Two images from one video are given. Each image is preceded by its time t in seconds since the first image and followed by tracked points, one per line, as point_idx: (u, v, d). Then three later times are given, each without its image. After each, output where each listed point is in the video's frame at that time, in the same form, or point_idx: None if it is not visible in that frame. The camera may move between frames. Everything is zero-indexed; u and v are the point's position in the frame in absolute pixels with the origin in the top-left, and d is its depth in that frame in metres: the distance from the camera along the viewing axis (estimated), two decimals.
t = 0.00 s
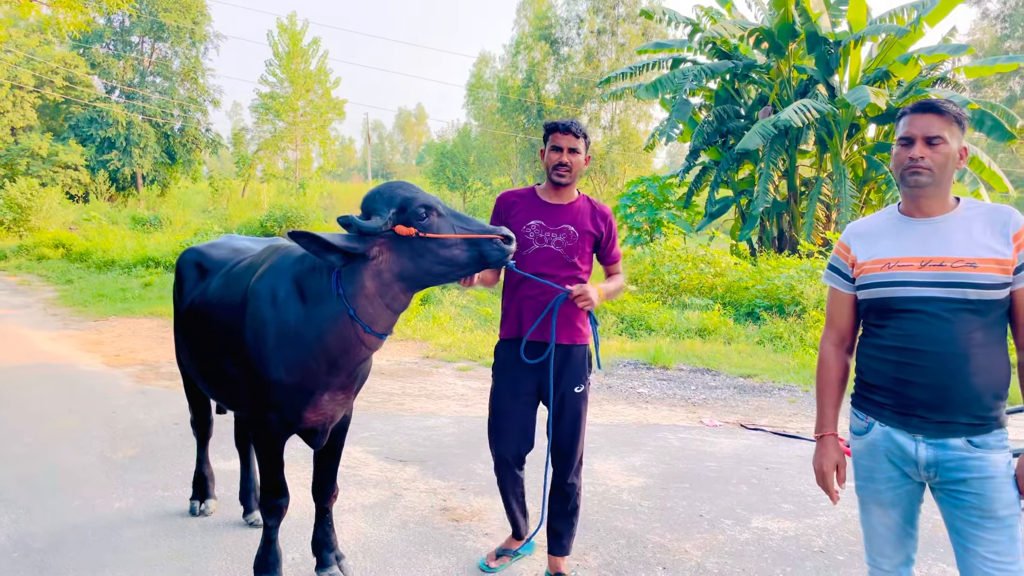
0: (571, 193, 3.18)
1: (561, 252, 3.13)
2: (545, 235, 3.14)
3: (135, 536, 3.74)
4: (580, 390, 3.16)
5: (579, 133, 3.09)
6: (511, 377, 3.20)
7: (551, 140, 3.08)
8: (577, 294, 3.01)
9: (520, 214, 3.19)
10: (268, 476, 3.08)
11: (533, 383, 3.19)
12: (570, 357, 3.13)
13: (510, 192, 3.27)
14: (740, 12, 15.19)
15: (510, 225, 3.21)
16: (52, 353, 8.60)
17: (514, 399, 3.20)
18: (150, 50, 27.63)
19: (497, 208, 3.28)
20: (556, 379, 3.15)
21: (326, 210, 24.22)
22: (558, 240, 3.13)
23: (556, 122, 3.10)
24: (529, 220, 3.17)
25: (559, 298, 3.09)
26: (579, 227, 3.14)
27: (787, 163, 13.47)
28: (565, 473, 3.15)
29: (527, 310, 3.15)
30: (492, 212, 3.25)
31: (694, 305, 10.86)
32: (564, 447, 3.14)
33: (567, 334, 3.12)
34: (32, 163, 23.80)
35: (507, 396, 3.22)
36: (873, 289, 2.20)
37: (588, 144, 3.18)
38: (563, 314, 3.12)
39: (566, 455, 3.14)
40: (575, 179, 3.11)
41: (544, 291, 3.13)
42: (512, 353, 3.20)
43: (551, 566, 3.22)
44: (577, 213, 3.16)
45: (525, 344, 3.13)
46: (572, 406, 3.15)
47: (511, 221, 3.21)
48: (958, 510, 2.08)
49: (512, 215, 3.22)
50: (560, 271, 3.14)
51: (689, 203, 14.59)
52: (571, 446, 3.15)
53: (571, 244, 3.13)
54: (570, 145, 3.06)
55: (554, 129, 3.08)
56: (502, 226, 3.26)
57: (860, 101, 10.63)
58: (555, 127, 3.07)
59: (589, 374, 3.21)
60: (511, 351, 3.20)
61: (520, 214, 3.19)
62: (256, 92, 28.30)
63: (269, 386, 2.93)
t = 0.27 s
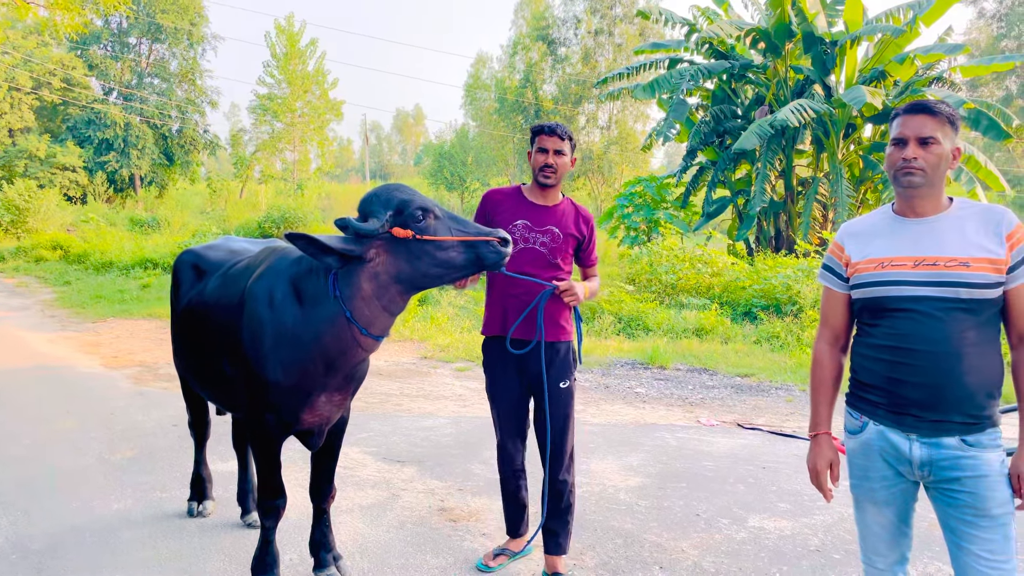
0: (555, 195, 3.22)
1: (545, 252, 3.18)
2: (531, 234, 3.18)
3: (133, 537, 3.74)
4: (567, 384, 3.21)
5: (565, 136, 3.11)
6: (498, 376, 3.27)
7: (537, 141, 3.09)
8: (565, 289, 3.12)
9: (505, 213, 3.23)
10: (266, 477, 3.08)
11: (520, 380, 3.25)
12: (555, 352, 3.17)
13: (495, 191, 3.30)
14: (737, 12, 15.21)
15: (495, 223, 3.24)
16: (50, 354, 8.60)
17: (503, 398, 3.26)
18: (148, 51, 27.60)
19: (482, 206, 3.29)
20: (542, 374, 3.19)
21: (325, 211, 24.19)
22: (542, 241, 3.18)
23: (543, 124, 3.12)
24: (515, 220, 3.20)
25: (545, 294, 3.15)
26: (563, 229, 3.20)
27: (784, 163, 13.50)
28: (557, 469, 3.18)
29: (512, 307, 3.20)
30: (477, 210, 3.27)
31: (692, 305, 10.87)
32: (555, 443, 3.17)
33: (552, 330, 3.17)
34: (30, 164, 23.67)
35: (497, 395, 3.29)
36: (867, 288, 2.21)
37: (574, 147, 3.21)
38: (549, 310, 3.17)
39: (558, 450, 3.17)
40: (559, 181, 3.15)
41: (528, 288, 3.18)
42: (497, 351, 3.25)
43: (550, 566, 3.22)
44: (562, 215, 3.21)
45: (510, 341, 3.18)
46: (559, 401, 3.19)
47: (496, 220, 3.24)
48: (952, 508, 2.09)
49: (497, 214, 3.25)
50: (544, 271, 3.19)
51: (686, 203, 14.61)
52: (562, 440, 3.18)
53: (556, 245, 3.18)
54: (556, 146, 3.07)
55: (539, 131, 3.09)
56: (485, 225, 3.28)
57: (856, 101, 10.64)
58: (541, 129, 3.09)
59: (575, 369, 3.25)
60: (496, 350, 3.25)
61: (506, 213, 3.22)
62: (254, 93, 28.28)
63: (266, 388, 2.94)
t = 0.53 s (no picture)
0: (548, 197, 3.24)
1: (540, 255, 3.21)
2: (525, 238, 3.20)
3: (135, 538, 3.76)
4: (560, 383, 3.22)
5: (557, 139, 3.13)
6: (492, 376, 3.30)
7: (530, 144, 3.11)
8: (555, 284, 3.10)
9: (499, 217, 3.24)
10: (266, 478, 3.09)
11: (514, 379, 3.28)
12: (549, 351, 3.19)
13: (488, 194, 3.31)
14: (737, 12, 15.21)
15: (489, 227, 3.26)
16: (53, 356, 8.62)
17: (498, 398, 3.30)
18: (150, 53, 27.68)
19: (476, 210, 3.31)
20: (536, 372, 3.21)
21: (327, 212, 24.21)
22: (536, 244, 3.20)
23: (536, 127, 3.14)
24: (509, 224, 3.22)
25: (537, 290, 3.16)
26: (556, 231, 3.22)
27: (785, 163, 13.49)
28: (554, 466, 3.16)
29: (505, 304, 3.22)
30: (471, 214, 3.28)
31: (693, 305, 10.86)
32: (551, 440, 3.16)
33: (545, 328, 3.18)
34: (33, 167, 23.76)
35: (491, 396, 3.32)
36: (867, 288, 2.21)
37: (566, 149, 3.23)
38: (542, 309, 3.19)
39: (552, 448, 3.15)
40: (552, 183, 3.17)
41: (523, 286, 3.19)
42: (491, 350, 3.28)
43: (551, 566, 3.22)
44: (555, 217, 3.23)
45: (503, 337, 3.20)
46: (553, 397, 3.20)
47: (490, 224, 3.25)
48: (951, 507, 2.09)
49: (492, 218, 3.27)
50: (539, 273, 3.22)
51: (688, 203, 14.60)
52: (557, 438, 3.16)
53: (550, 247, 3.21)
54: (548, 149, 3.10)
55: (532, 134, 3.11)
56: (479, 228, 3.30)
57: (858, 101, 10.63)
58: (534, 132, 3.11)
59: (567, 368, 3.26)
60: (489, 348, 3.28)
61: (500, 217, 3.24)
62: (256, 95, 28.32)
63: (267, 389, 2.94)
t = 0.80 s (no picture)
0: (547, 198, 3.25)
1: (542, 255, 3.21)
2: (526, 239, 3.21)
3: (141, 539, 3.78)
4: (562, 383, 3.24)
5: (555, 140, 3.14)
6: (494, 375, 3.31)
7: (528, 146, 3.13)
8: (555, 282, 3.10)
9: (500, 219, 3.25)
10: (271, 478, 3.11)
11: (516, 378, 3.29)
12: (550, 352, 3.21)
13: (489, 198, 3.33)
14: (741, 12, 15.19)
15: (490, 230, 3.27)
16: (60, 358, 8.67)
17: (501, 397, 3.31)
18: (155, 56, 27.81)
19: (477, 213, 3.32)
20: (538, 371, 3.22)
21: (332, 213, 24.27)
22: (538, 245, 3.21)
23: (534, 129, 3.16)
24: (510, 226, 3.23)
25: (535, 289, 3.17)
26: (557, 230, 3.23)
27: (790, 162, 13.46)
28: (556, 465, 3.17)
29: (506, 301, 3.24)
30: (472, 217, 3.29)
31: (698, 304, 10.85)
32: (553, 439, 3.16)
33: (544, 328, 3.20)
34: (39, 169, 23.90)
35: (493, 395, 3.34)
36: (870, 288, 2.21)
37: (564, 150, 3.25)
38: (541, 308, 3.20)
39: (555, 447, 3.16)
40: (551, 183, 3.18)
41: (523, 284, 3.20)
42: (492, 348, 3.29)
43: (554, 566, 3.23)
44: (555, 216, 3.24)
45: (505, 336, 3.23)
46: (555, 396, 3.21)
47: (491, 227, 3.27)
48: (955, 506, 2.09)
49: (493, 221, 3.28)
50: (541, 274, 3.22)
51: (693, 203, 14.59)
52: (559, 437, 3.17)
53: (551, 247, 3.22)
54: (546, 151, 3.12)
55: (530, 136, 3.13)
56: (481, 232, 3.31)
57: (862, 100, 10.61)
58: (532, 134, 3.13)
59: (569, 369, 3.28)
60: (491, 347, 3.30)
61: (501, 219, 3.25)
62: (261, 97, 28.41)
63: (271, 390, 2.96)
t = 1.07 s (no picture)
0: (552, 197, 3.26)
1: (545, 255, 3.21)
2: (529, 239, 3.21)
3: (148, 539, 3.80)
4: (572, 383, 3.20)
5: (561, 140, 3.18)
6: (503, 377, 3.32)
7: (534, 144, 3.15)
8: (553, 286, 3.07)
9: (504, 220, 3.27)
10: (278, 478, 3.12)
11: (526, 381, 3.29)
12: (556, 353, 3.19)
13: (495, 199, 3.37)
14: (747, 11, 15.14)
15: (495, 231, 3.29)
16: (68, 359, 8.73)
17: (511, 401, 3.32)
18: (162, 59, 27.97)
19: (483, 215, 3.35)
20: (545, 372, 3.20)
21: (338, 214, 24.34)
22: (541, 244, 3.21)
23: (540, 128, 3.19)
24: (514, 226, 3.25)
25: (535, 294, 3.18)
26: (561, 229, 3.22)
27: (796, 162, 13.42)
28: (568, 466, 3.11)
29: (507, 308, 3.27)
30: (477, 219, 3.33)
31: (704, 305, 10.83)
32: (563, 440, 3.11)
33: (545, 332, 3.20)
34: (47, 172, 24.11)
35: (503, 400, 3.35)
36: (876, 287, 2.21)
37: (569, 151, 3.27)
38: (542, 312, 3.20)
39: (566, 447, 3.10)
40: (555, 182, 3.18)
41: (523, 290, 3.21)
42: (498, 352, 3.30)
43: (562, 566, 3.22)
44: (559, 215, 3.23)
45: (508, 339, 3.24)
46: (564, 396, 3.17)
47: (496, 227, 3.28)
48: (962, 506, 2.08)
49: (497, 222, 3.30)
50: (545, 274, 3.21)
51: (698, 203, 14.55)
52: (570, 437, 3.11)
53: (555, 247, 3.20)
54: (551, 148, 3.14)
55: (538, 133, 3.17)
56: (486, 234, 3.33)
57: (868, 99, 10.58)
58: (539, 132, 3.16)
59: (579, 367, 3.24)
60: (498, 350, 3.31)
61: (505, 220, 3.27)
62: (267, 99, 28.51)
63: (277, 391, 2.98)
